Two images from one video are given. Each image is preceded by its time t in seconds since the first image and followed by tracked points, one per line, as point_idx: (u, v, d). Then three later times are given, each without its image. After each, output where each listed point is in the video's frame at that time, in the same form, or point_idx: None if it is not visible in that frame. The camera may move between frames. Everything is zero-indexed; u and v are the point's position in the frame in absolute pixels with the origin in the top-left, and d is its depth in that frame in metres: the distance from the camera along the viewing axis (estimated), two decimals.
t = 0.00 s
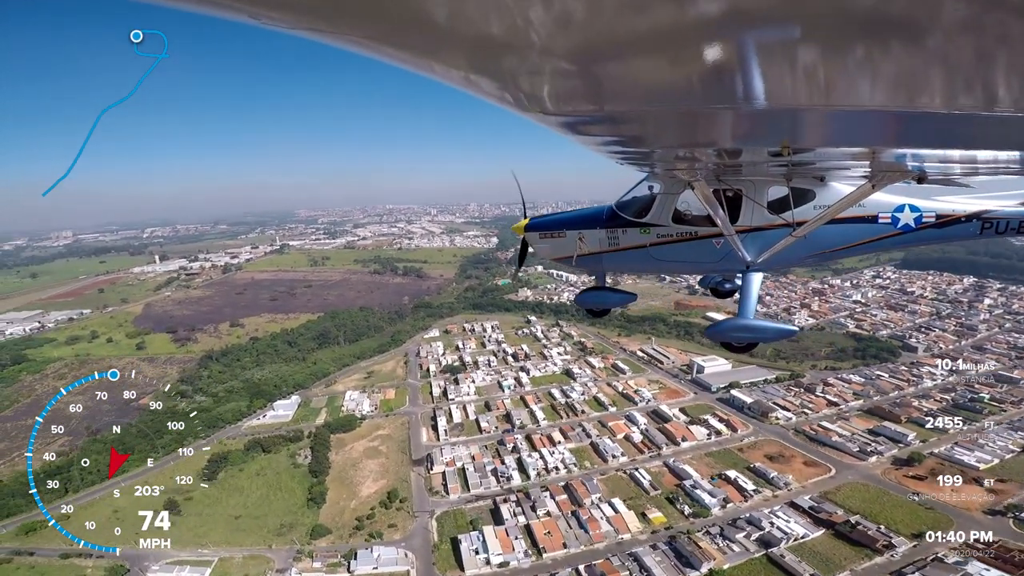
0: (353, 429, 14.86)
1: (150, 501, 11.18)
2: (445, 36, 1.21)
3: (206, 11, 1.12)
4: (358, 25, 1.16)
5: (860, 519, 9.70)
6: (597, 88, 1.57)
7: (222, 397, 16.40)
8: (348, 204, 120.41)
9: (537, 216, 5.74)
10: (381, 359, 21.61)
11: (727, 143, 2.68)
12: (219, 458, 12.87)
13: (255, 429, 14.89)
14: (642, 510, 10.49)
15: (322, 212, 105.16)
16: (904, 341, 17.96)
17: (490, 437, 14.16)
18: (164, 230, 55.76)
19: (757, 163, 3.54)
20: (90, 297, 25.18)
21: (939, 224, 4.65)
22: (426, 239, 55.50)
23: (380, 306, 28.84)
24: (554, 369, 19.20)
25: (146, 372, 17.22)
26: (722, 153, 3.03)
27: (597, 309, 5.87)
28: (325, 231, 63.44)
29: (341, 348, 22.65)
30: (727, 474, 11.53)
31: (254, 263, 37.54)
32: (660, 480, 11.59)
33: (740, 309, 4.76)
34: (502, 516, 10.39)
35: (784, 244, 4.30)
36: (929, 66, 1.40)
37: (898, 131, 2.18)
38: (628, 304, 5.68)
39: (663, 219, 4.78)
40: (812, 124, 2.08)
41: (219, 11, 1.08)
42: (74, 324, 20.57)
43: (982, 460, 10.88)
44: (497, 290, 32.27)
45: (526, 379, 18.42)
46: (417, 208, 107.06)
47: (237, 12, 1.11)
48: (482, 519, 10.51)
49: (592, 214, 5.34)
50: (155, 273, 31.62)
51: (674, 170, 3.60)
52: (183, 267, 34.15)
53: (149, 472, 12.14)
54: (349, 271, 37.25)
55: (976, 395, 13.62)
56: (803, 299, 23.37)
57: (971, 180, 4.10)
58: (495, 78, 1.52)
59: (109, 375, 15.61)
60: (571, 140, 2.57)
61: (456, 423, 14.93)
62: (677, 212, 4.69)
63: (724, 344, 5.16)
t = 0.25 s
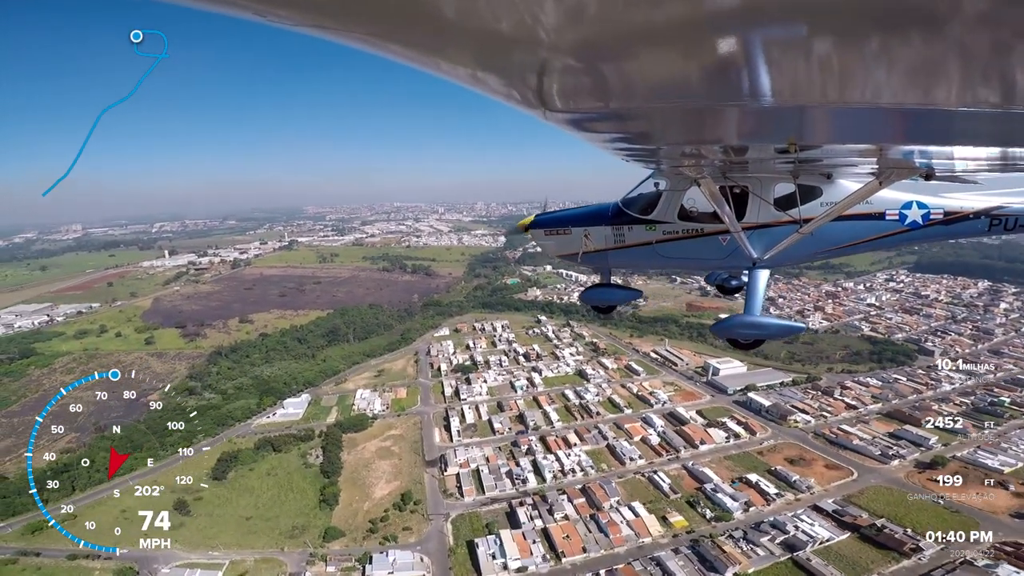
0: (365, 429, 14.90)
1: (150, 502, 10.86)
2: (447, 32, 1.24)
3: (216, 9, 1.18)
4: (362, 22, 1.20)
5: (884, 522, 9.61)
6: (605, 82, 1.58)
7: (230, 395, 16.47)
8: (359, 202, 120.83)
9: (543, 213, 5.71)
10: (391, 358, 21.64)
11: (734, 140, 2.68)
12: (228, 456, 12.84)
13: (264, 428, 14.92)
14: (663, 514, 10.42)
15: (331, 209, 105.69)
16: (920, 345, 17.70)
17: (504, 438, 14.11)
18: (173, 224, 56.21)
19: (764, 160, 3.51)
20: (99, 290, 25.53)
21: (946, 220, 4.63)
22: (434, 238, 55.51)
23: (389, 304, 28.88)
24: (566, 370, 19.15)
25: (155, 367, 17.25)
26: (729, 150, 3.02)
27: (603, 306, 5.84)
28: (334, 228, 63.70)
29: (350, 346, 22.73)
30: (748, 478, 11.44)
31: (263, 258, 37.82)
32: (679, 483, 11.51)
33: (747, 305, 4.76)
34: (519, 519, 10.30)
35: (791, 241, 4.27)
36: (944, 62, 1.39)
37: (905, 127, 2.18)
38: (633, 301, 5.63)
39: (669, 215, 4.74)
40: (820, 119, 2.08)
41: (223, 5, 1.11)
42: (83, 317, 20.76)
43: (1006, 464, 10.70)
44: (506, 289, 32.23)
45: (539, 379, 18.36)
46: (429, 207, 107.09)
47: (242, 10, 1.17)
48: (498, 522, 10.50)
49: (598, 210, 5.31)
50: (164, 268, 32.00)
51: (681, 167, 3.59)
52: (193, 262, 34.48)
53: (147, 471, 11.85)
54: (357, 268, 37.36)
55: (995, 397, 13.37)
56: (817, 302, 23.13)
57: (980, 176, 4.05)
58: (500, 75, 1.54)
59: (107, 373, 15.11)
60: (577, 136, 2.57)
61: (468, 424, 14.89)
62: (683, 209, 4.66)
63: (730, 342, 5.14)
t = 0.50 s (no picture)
0: (374, 432, 14.87)
1: (149, 504, 10.75)
2: (453, 28, 1.26)
3: (229, 8, 1.23)
4: (369, 21, 1.23)
5: (910, 527, 9.45)
6: (613, 78, 1.59)
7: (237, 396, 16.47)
8: (368, 203, 121.14)
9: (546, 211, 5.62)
10: (400, 359, 21.62)
11: (741, 138, 2.69)
12: (235, 459, 12.80)
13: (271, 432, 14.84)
14: (683, 520, 10.35)
15: (338, 210, 106.08)
16: (932, 350, 17.33)
17: (516, 443, 14.02)
18: (180, 223, 56.62)
19: (769, 158, 3.50)
20: (106, 286, 25.75)
21: (954, 217, 4.60)
22: (441, 239, 55.51)
23: (397, 305, 28.87)
24: (577, 374, 19.07)
25: (162, 367, 17.24)
26: (736, 147, 3.02)
27: (609, 302, 5.82)
28: (340, 228, 63.90)
29: (358, 347, 22.79)
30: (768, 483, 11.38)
31: (271, 258, 37.98)
32: (699, 488, 11.45)
33: (753, 303, 4.64)
34: (535, 525, 10.22)
35: (798, 238, 4.25)
36: (957, 55, 1.39)
37: (914, 121, 2.17)
38: (639, 297, 5.60)
39: (674, 213, 4.72)
40: (827, 114, 2.07)
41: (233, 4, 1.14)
42: (89, 315, 20.85)
43: None
44: (514, 292, 32.14)
45: (550, 383, 18.28)
46: (438, 208, 107.05)
47: (251, 9, 1.21)
48: (514, 529, 10.29)
49: (603, 207, 5.27)
50: (172, 266, 32.27)
51: (687, 164, 3.59)
52: (200, 260, 34.67)
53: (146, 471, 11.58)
54: (364, 269, 37.40)
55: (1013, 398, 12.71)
56: (828, 306, 22.87)
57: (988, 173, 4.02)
58: (507, 73, 1.56)
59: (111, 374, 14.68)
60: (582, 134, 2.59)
61: (480, 428, 14.83)
62: (689, 206, 4.64)
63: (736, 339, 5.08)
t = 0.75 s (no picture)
0: (384, 437, 14.82)
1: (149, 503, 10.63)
2: (460, 21, 1.28)
3: (236, 5, 1.27)
4: (374, 17, 1.26)
5: (938, 531, 9.24)
6: (620, 71, 1.60)
7: (243, 400, 16.41)
8: (374, 207, 121.30)
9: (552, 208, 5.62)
10: (408, 364, 21.56)
11: (746, 136, 2.69)
12: (243, 465, 12.75)
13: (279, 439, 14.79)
14: (706, 526, 10.25)
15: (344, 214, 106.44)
16: (945, 354, 17.04)
17: (529, 449, 13.90)
18: (185, 226, 56.93)
19: (774, 155, 3.49)
20: (111, 288, 25.88)
21: (960, 215, 4.59)
22: (446, 243, 55.44)
23: (404, 309, 28.82)
24: (588, 379, 18.95)
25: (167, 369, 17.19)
26: (740, 145, 3.03)
27: (613, 300, 5.81)
28: (345, 232, 63.97)
29: (364, 351, 22.83)
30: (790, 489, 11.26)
31: (276, 261, 38.05)
32: (719, 494, 11.34)
33: (758, 299, 4.59)
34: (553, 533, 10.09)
35: (803, 235, 4.24)
36: (972, 44, 1.37)
37: (919, 118, 2.18)
38: (643, 296, 5.57)
39: (679, 211, 4.70)
40: (835, 109, 2.07)
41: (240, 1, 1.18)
42: (94, 316, 20.91)
43: None
44: (521, 296, 32.04)
45: (561, 388, 18.17)
46: (445, 212, 106.89)
47: (258, 7, 1.24)
48: (530, 537, 10.22)
49: (608, 205, 5.27)
50: (178, 268, 32.47)
51: (691, 161, 3.59)
52: (204, 262, 34.80)
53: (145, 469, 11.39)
54: (370, 272, 37.40)
55: None
56: (838, 311, 22.68)
57: (994, 171, 4.00)
58: (511, 67, 1.59)
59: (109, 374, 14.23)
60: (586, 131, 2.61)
61: (492, 434, 14.75)
62: (694, 204, 4.63)
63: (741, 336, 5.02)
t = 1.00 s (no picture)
0: (393, 445, 14.72)
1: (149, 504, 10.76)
2: (462, 20, 1.29)
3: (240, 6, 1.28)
4: (377, 18, 1.27)
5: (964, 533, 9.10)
6: (624, 69, 1.60)
7: (249, 406, 16.36)
8: (379, 211, 121.32)
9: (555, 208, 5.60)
10: (416, 371, 21.47)
11: (749, 136, 2.70)
12: (251, 472, 12.69)
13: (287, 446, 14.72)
14: (728, 533, 10.18)
15: (349, 220, 106.71)
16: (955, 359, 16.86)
17: (542, 457, 13.80)
18: (188, 230, 57.22)
19: (778, 155, 3.50)
20: (113, 292, 26.02)
21: (964, 215, 4.60)
22: (449, 248, 55.42)
23: (409, 314, 28.78)
24: (599, 386, 18.82)
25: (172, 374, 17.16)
26: (743, 145, 3.03)
27: (615, 300, 5.80)
28: (348, 236, 64.00)
29: (370, 356, 22.82)
30: (811, 494, 11.20)
31: (279, 265, 38.12)
32: (738, 500, 11.28)
33: (761, 301, 4.53)
34: (570, 541, 9.97)
35: (807, 235, 4.23)
36: (978, 42, 1.37)
37: (924, 118, 2.17)
38: (646, 296, 5.55)
39: (682, 211, 4.70)
40: (839, 109, 2.07)
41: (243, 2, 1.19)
42: (96, 320, 20.99)
43: None
44: (526, 301, 31.94)
45: (572, 395, 18.05)
46: (451, 217, 106.77)
47: (261, 7, 1.24)
48: (547, 546, 10.02)
49: (611, 204, 5.26)
50: (180, 272, 32.61)
51: (695, 161, 3.60)
52: (207, 267, 34.93)
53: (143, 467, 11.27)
54: (374, 277, 37.38)
55: None
56: (847, 317, 22.54)
57: (998, 171, 4.01)
58: (514, 66, 1.59)
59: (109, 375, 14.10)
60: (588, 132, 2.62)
61: (504, 441, 14.65)
62: (697, 204, 4.62)
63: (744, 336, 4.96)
